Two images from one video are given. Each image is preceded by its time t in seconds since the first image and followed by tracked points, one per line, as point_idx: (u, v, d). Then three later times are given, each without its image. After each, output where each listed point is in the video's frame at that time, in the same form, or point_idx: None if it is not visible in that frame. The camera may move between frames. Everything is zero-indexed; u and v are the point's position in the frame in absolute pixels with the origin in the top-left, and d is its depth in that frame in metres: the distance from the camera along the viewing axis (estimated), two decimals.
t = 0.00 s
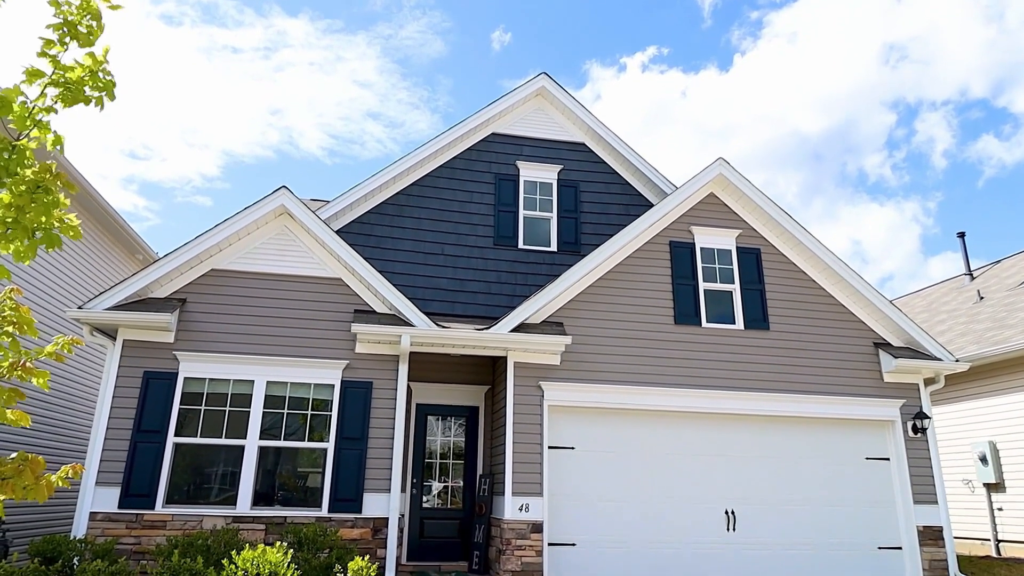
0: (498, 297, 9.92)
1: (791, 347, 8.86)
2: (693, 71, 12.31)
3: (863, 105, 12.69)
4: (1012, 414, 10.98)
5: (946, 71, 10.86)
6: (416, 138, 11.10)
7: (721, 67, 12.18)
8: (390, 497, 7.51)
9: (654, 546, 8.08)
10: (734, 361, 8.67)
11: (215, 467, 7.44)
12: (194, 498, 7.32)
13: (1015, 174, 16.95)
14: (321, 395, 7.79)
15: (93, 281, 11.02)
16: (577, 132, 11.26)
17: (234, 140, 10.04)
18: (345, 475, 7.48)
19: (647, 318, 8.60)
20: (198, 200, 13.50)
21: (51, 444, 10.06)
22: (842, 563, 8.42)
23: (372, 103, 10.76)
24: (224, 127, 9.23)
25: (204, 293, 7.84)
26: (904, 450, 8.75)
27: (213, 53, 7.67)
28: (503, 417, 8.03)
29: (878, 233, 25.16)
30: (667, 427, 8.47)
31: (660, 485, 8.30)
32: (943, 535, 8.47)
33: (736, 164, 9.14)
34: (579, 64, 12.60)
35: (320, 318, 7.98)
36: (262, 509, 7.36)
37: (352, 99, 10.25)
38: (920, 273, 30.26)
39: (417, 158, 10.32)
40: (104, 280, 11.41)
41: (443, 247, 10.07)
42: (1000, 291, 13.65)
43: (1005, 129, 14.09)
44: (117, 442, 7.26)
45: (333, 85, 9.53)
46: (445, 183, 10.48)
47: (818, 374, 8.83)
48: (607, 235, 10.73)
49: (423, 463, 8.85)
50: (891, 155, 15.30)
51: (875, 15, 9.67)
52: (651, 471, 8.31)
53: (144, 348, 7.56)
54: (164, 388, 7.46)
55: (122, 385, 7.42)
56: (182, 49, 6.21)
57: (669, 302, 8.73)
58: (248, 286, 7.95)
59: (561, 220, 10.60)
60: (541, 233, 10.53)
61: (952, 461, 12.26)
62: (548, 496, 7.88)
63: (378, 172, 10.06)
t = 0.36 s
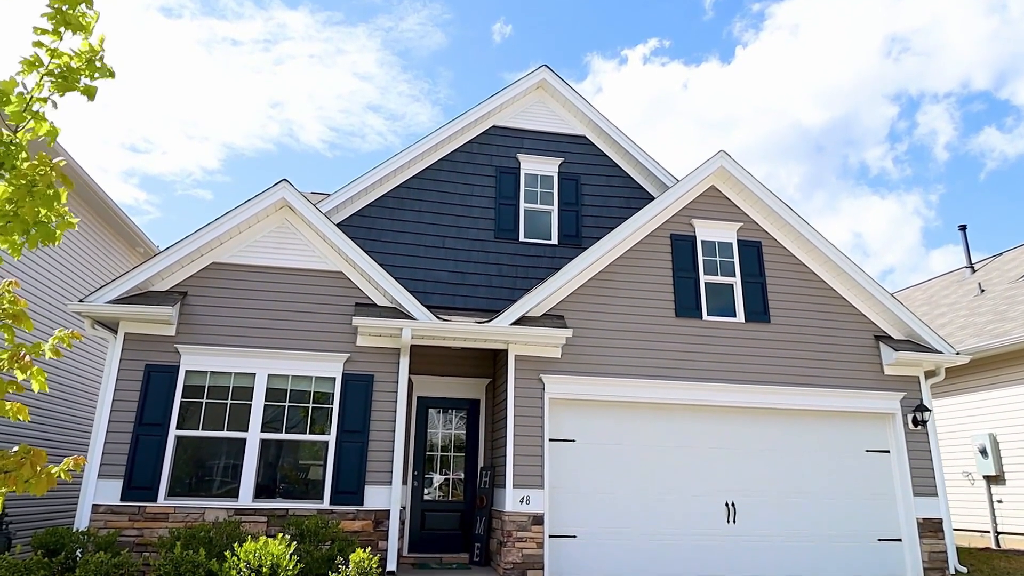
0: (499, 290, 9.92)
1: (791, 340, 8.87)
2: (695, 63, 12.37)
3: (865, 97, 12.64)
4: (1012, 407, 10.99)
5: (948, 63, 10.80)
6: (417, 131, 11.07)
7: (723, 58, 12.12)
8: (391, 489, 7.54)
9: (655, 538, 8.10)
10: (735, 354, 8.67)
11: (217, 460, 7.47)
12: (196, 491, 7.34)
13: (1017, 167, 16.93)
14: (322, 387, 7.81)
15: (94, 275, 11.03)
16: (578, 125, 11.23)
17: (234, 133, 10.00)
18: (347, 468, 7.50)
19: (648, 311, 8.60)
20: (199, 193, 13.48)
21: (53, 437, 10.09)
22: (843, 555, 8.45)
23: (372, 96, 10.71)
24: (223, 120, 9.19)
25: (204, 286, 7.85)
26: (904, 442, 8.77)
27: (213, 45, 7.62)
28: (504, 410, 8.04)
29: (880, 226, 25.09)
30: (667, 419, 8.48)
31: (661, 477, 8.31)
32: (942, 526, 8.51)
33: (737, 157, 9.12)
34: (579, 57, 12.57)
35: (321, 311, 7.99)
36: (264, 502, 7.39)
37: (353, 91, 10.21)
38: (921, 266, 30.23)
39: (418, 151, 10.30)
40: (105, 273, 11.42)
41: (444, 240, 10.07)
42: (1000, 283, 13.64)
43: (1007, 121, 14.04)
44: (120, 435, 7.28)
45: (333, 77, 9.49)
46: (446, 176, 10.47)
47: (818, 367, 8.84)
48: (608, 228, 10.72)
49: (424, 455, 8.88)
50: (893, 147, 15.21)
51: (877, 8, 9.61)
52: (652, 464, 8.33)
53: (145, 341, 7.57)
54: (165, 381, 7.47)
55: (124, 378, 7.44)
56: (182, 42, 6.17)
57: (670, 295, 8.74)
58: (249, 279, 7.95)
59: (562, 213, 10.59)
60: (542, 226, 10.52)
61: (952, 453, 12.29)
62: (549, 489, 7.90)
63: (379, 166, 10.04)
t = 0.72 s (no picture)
0: (499, 284, 9.92)
1: (792, 333, 8.87)
2: (697, 55, 12.17)
3: (867, 89, 12.60)
4: (1013, 399, 11.00)
5: (951, 55, 10.75)
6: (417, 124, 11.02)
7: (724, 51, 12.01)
8: (392, 482, 7.56)
9: (656, 531, 8.13)
10: (736, 346, 8.68)
11: (219, 453, 7.49)
12: (198, 484, 7.37)
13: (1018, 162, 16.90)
14: (323, 380, 7.82)
15: (94, 268, 11.03)
16: (579, 117, 11.21)
17: (235, 127, 9.97)
18: (348, 461, 7.52)
19: (648, 304, 8.61)
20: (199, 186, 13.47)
21: (54, 430, 10.10)
22: (843, 548, 8.48)
23: (372, 89, 10.66)
24: (224, 112, 9.17)
25: (205, 279, 7.86)
26: (904, 435, 8.79)
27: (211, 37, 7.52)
28: (505, 402, 8.06)
29: (882, 220, 25.01)
30: (668, 412, 8.49)
31: (661, 470, 8.33)
32: (942, 519, 8.54)
33: (738, 150, 9.10)
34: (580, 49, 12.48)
35: (322, 304, 8.00)
36: (265, 494, 7.41)
37: (353, 84, 10.16)
38: (922, 259, 30.22)
39: (418, 144, 10.28)
40: (106, 267, 11.42)
41: (444, 233, 10.06)
42: (1002, 276, 13.64)
43: (1010, 113, 14.00)
44: (122, 428, 7.29)
45: (333, 69, 9.44)
46: (446, 169, 10.46)
47: (819, 360, 8.85)
48: (608, 221, 10.71)
49: (425, 448, 8.90)
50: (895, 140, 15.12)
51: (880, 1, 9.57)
52: (653, 457, 8.35)
53: (146, 334, 7.58)
54: (167, 374, 7.49)
55: (125, 372, 7.45)
56: (180, 35, 6.11)
57: (671, 288, 8.73)
58: (250, 273, 7.96)
59: (562, 206, 10.58)
60: (542, 219, 10.51)
61: (952, 446, 12.31)
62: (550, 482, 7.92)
63: (379, 159, 10.03)
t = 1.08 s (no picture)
0: (500, 276, 9.93)
1: (793, 326, 8.88)
2: (698, 46, 12.00)
3: (869, 80, 12.55)
4: (1013, 392, 11.00)
5: (954, 47, 10.70)
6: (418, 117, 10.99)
7: (725, 44, 11.83)
8: (393, 474, 7.58)
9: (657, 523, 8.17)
10: (736, 339, 8.69)
11: (221, 445, 7.51)
12: (200, 476, 7.40)
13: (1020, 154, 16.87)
14: (325, 373, 7.84)
15: (95, 261, 11.03)
16: (580, 110, 11.18)
17: (235, 119, 9.95)
18: (350, 453, 7.55)
19: (649, 296, 8.61)
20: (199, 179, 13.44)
21: (56, 422, 10.13)
22: (843, 539, 8.51)
23: (372, 82, 10.61)
24: (224, 105, 9.14)
25: (206, 272, 7.86)
26: (904, 427, 8.81)
27: (209, 28, 7.24)
28: (506, 395, 8.08)
29: (883, 213, 24.94)
30: (668, 404, 8.51)
31: (661, 462, 8.36)
32: (942, 511, 8.58)
33: (739, 142, 9.07)
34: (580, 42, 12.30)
35: (323, 297, 8.00)
36: (267, 487, 7.44)
37: (353, 76, 10.12)
38: (924, 251, 30.16)
39: (418, 137, 10.27)
40: (107, 260, 11.42)
41: (445, 226, 10.06)
42: (1003, 269, 13.64)
43: (1012, 105, 13.95)
44: (124, 420, 7.31)
45: (333, 61, 9.42)
46: (447, 162, 10.44)
47: (819, 353, 8.86)
48: (609, 213, 10.70)
49: (426, 440, 8.93)
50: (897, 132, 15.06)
51: None
52: (653, 449, 8.37)
53: (148, 327, 7.59)
54: (169, 366, 7.50)
55: (127, 364, 7.46)
56: (179, 27, 6.05)
57: (672, 281, 8.74)
58: (250, 265, 7.96)
59: (563, 199, 10.57)
60: (543, 212, 10.50)
61: (952, 439, 12.34)
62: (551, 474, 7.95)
63: (380, 151, 10.02)
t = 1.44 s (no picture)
0: (501, 270, 9.92)
1: (793, 319, 8.88)
2: (699, 40, 11.82)
3: (871, 73, 12.50)
4: (1014, 385, 11.01)
5: (957, 39, 10.65)
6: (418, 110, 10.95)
7: (726, 36, 11.64)
8: (395, 467, 7.61)
9: (657, 515, 8.19)
10: (737, 332, 8.70)
11: (222, 438, 7.53)
12: (202, 469, 7.42)
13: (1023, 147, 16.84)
14: (326, 366, 7.85)
15: (96, 254, 11.03)
16: (581, 103, 11.16)
17: (236, 112, 9.93)
18: (351, 446, 7.57)
19: (650, 290, 8.61)
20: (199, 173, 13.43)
21: (57, 415, 10.15)
22: (843, 532, 8.54)
23: (373, 75, 10.57)
24: (224, 98, 9.11)
25: (207, 266, 7.86)
26: (904, 420, 8.82)
27: (210, 21, 6.90)
28: (507, 388, 8.09)
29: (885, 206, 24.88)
30: (669, 397, 8.52)
31: (662, 455, 8.37)
32: (941, 503, 8.62)
33: (741, 135, 9.04)
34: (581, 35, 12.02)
35: (323, 290, 8.01)
36: (269, 479, 7.47)
37: (353, 69, 10.07)
38: (926, 244, 30.14)
39: (418, 131, 10.25)
40: (108, 253, 11.42)
41: (446, 219, 10.05)
42: (1004, 262, 13.63)
43: (1015, 98, 13.88)
44: (126, 413, 7.33)
45: (333, 54, 9.36)
46: (447, 155, 10.43)
47: (820, 346, 8.86)
48: (610, 207, 10.69)
49: (427, 433, 8.94)
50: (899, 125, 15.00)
51: None
52: (654, 441, 8.38)
53: (149, 320, 7.60)
54: (170, 360, 7.52)
55: (128, 357, 7.48)
56: (179, 23, 6.00)
57: (673, 273, 8.74)
58: (251, 259, 7.96)
59: (563, 192, 10.56)
60: (544, 205, 10.49)
61: (953, 431, 12.35)
62: (552, 467, 7.98)
63: (380, 144, 10.01)
